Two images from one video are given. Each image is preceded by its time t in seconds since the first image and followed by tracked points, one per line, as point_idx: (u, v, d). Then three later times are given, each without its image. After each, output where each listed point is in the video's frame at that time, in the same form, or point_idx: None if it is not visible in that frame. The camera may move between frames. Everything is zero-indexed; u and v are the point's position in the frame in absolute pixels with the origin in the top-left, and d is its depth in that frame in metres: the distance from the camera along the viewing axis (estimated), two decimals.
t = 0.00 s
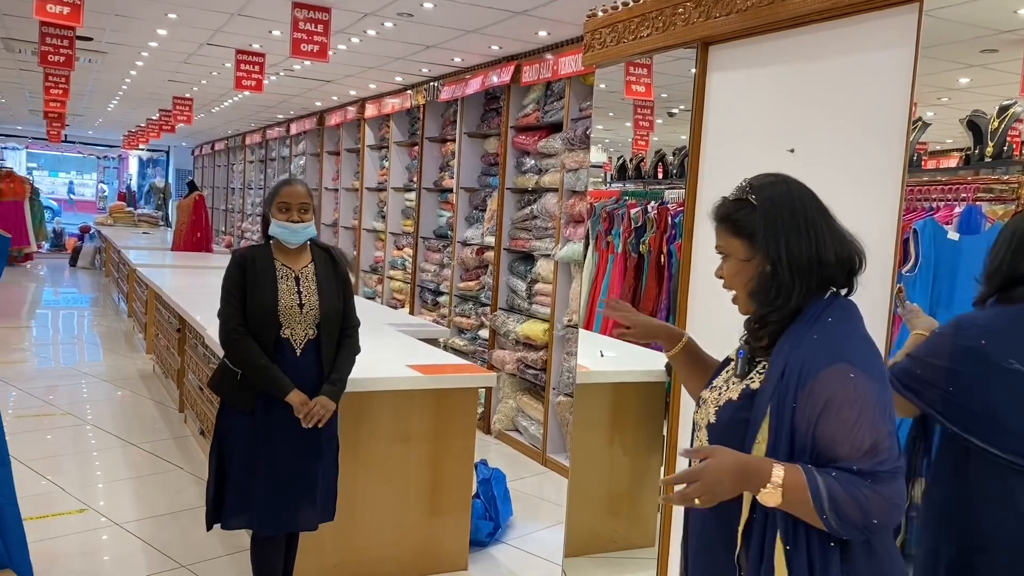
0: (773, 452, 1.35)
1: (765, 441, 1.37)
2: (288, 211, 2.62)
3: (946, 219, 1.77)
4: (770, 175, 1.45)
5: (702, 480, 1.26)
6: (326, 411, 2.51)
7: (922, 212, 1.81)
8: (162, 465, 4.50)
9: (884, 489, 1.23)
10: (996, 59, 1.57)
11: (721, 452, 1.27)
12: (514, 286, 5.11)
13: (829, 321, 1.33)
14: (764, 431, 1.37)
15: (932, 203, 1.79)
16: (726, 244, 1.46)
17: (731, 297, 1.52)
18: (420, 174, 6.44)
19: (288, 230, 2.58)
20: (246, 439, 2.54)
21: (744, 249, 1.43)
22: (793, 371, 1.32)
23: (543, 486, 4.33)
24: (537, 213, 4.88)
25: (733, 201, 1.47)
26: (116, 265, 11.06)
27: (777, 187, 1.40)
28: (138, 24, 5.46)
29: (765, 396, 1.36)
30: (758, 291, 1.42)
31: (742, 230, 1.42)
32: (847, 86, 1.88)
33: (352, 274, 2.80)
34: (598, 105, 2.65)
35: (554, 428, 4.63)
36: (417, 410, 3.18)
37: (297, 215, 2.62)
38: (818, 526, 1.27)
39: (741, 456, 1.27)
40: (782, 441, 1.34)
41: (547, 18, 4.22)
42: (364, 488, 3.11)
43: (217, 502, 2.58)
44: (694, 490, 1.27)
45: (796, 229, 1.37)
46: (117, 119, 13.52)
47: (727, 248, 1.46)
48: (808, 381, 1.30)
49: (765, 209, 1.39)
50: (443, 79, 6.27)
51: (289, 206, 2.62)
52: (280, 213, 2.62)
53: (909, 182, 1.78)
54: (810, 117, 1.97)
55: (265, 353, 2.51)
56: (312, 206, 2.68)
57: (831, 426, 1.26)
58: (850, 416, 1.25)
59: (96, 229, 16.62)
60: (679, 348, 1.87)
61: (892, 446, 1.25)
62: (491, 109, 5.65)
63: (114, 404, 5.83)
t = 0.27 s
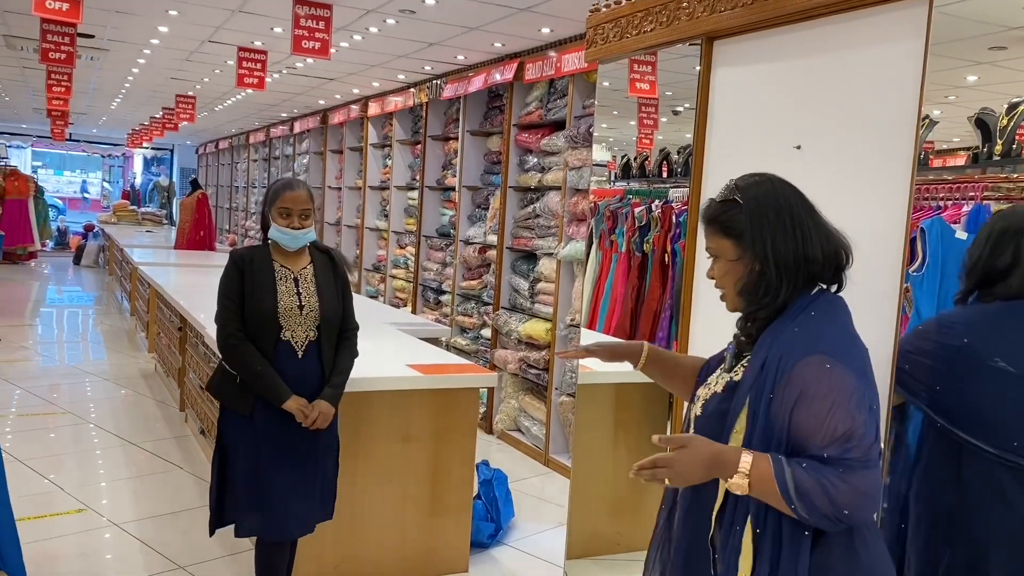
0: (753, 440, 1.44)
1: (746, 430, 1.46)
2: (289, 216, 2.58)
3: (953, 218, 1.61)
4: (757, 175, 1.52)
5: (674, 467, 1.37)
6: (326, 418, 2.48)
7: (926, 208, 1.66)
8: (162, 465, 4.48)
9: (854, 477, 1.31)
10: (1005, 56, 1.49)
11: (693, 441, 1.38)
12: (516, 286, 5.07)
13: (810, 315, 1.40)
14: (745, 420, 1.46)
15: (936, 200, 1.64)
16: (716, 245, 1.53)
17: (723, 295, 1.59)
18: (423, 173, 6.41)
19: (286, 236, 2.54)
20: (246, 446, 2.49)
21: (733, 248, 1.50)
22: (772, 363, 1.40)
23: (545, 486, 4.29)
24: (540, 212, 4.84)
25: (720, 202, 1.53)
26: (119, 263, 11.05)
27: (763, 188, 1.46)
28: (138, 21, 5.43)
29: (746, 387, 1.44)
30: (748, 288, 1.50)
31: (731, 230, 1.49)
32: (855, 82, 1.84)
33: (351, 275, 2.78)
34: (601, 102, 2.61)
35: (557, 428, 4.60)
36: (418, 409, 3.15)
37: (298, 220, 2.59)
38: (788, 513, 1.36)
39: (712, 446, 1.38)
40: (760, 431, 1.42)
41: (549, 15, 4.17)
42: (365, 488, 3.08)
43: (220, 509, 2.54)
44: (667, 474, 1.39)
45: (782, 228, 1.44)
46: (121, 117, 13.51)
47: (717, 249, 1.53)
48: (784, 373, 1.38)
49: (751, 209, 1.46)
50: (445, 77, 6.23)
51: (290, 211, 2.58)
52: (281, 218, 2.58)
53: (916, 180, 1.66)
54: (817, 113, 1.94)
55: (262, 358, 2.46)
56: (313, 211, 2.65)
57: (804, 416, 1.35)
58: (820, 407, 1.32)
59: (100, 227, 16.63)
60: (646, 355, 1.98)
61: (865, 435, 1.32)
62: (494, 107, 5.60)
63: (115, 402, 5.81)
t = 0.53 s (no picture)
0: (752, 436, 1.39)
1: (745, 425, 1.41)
2: (294, 207, 2.55)
3: (964, 215, 1.61)
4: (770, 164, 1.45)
5: (671, 459, 1.32)
6: (328, 419, 2.43)
7: (936, 207, 1.66)
8: (162, 465, 4.44)
9: (855, 473, 1.25)
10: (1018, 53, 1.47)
11: (692, 433, 1.33)
12: (520, 285, 5.02)
13: (814, 308, 1.35)
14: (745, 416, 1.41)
15: (951, 198, 1.64)
16: (724, 234, 1.46)
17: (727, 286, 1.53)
18: (426, 171, 6.36)
19: (292, 227, 2.50)
20: (249, 448, 2.45)
21: (743, 238, 1.43)
22: (773, 357, 1.35)
23: (549, 487, 4.24)
24: (544, 210, 4.79)
25: (732, 189, 1.47)
26: (122, 262, 11.02)
27: (776, 177, 1.40)
28: (140, 17, 5.39)
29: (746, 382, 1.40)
30: (755, 281, 1.44)
31: (741, 220, 1.43)
32: (869, 73, 1.79)
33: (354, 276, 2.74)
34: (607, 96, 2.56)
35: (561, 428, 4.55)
36: (419, 409, 3.10)
37: (303, 211, 2.56)
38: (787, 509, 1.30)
39: (711, 438, 1.32)
40: (759, 425, 1.37)
41: (554, 10, 4.12)
42: (366, 488, 3.04)
43: (224, 513, 2.50)
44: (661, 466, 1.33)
45: (793, 219, 1.38)
46: (124, 116, 13.49)
47: (725, 238, 1.47)
48: (784, 366, 1.33)
49: (764, 198, 1.40)
50: (449, 74, 6.19)
51: (295, 202, 2.56)
52: (285, 209, 2.55)
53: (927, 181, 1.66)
54: (829, 105, 1.89)
55: (264, 357, 2.42)
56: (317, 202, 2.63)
57: (804, 410, 1.29)
58: (822, 400, 1.27)
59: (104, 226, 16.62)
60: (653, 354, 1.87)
61: (867, 430, 1.26)
62: (497, 105, 5.56)
63: (116, 402, 5.78)
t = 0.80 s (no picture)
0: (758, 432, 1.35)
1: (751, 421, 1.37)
2: (309, 204, 2.52)
3: (977, 212, 1.64)
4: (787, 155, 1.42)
5: (673, 454, 1.25)
6: (337, 420, 2.40)
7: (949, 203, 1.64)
8: (167, 465, 4.40)
9: (863, 473, 1.21)
10: None
11: (694, 425, 1.27)
12: (526, 283, 4.97)
13: (828, 304, 1.32)
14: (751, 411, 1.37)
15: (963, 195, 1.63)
16: (737, 225, 1.43)
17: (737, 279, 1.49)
18: (431, 169, 6.33)
19: (307, 226, 2.46)
20: (258, 449, 2.41)
21: (756, 230, 1.40)
22: (782, 352, 1.32)
23: (557, 488, 4.20)
24: (552, 208, 4.75)
25: (745, 180, 1.44)
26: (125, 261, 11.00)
27: (792, 168, 1.37)
28: (145, 14, 5.36)
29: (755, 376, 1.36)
30: (767, 274, 1.40)
31: (755, 210, 1.39)
32: (894, 63, 1.75)
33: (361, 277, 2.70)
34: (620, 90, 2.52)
35: (569, 428, 4.51)
36: (428, 408, 3.06)
37: (317, 208, 2.53)
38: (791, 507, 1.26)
39: (713, 431, 1.27)
40: (765, 421, 1.33)
41: (563, 6, 4.08)
42: (374, 489, 3.00)
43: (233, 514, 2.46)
44: (668, 464, 1.26)
45: (808, 212, 1.35)
46: (127, 116, 13.47)
47: (737, 229, 1.43)
48: (793, 361, 1.29)
49: (778, 189, 1.37)
50: (454, 72, 6.15)
51: (308, 199, 2.52)
52: (300, 205, 2.51)
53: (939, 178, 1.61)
54: (852, 97, 1.84)
55: (271, 356, 2.39)
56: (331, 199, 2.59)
57: (811, 406, 1.26)
58: (830, 395, 1.23)
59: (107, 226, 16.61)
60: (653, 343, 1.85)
61: (876, 430, 1.22)
62: (504, 102, 5.52)
63: (120, 402, 5.75)
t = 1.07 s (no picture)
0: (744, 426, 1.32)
1: (738, 412, 1.34)
2: (319, 207, 2.46)
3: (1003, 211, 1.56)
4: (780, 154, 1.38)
5: (647, 433, 1.29)
6: (351, 423, 2.35)
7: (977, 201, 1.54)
8: (174, 467, 4.36)
9: (846, 474, 1.17)
10: None
11: (671, 408, 1.30)
12: (536, 283, 4.92)
13: (828, 298, 1.26)
14: (739, 403, 1.34)
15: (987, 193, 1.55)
16: (736, 228, 1.37)
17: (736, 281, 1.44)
18: (439, 168, 6.28)
19: (315, 228, 2.41)
20: (271, 454, 2.36)
21: (755, 233, 1.34)
22: (773, 343, 1.28)
23: (567, 490, 4.14)
24: (562, 207, 4.70)
25: (740, 180, 1.38)
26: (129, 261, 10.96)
27: (787, 167, 1.33)
28: (150, 11, 5.31)
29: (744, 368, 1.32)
30: (768, 277, 1.36)
31: (756, 213, 1.33)
32: (930, 54, 1.69)
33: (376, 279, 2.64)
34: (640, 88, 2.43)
35: (580, 430, 4.46)
36: (440, 411, 3.00)
37: (327, 212, 2.46)
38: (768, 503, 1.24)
39: (690, 416, 1.29)
40: (751, 415, 1.30)
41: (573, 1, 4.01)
42: (384, 493, 2.95)
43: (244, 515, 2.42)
44: (641, 445, 1.30)
45: (809, 210, 1.31)
46: (132, 115, 13.46)
47: (736, 232, 1.37)
48: (783, 353, 1.25)
49: (778, 188, 1.32)
50: (462, 69, 6.10)
51: (320, 202, 2.46)
52: (310, 208, 2.46)
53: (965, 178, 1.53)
54: (886, 90, 1.79)
55: (284, 356, 2.33)
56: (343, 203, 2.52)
57: (798, 401, 1.22)
58: (818, 391, 1.19)
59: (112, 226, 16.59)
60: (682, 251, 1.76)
61: (866, 430, 1.17)
62: (513, 100, 5.46)
63: (126, 402, 5.71)
